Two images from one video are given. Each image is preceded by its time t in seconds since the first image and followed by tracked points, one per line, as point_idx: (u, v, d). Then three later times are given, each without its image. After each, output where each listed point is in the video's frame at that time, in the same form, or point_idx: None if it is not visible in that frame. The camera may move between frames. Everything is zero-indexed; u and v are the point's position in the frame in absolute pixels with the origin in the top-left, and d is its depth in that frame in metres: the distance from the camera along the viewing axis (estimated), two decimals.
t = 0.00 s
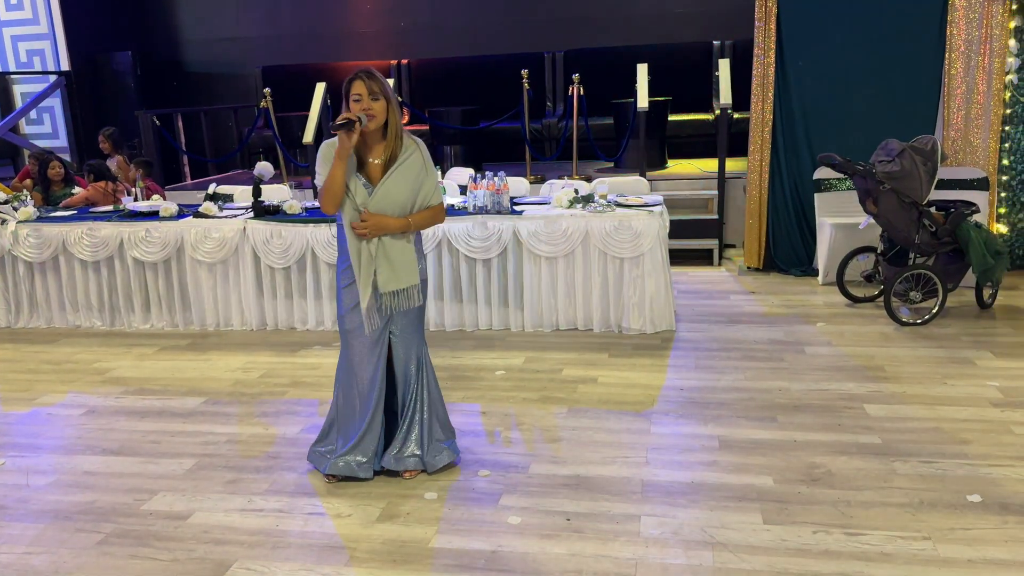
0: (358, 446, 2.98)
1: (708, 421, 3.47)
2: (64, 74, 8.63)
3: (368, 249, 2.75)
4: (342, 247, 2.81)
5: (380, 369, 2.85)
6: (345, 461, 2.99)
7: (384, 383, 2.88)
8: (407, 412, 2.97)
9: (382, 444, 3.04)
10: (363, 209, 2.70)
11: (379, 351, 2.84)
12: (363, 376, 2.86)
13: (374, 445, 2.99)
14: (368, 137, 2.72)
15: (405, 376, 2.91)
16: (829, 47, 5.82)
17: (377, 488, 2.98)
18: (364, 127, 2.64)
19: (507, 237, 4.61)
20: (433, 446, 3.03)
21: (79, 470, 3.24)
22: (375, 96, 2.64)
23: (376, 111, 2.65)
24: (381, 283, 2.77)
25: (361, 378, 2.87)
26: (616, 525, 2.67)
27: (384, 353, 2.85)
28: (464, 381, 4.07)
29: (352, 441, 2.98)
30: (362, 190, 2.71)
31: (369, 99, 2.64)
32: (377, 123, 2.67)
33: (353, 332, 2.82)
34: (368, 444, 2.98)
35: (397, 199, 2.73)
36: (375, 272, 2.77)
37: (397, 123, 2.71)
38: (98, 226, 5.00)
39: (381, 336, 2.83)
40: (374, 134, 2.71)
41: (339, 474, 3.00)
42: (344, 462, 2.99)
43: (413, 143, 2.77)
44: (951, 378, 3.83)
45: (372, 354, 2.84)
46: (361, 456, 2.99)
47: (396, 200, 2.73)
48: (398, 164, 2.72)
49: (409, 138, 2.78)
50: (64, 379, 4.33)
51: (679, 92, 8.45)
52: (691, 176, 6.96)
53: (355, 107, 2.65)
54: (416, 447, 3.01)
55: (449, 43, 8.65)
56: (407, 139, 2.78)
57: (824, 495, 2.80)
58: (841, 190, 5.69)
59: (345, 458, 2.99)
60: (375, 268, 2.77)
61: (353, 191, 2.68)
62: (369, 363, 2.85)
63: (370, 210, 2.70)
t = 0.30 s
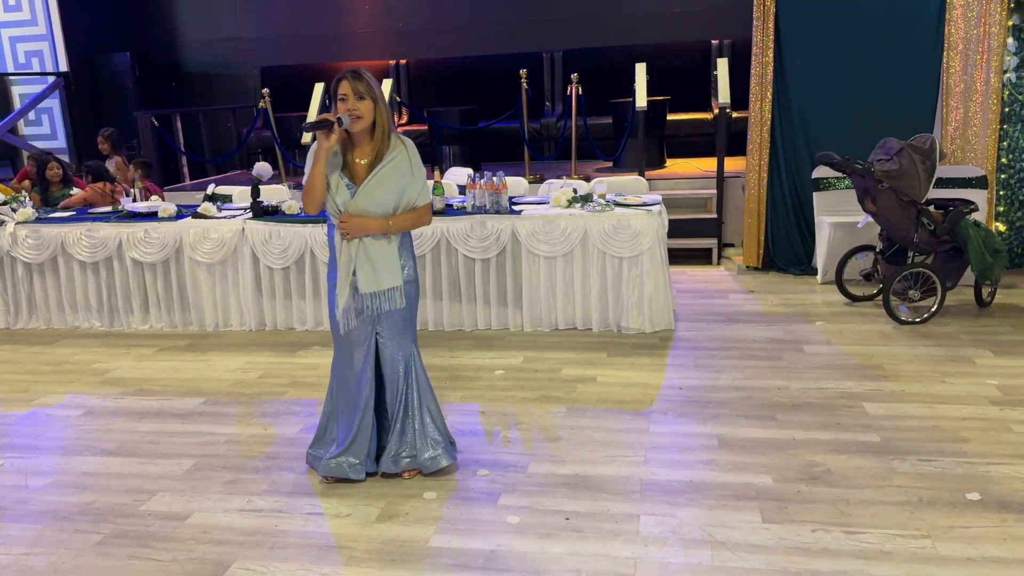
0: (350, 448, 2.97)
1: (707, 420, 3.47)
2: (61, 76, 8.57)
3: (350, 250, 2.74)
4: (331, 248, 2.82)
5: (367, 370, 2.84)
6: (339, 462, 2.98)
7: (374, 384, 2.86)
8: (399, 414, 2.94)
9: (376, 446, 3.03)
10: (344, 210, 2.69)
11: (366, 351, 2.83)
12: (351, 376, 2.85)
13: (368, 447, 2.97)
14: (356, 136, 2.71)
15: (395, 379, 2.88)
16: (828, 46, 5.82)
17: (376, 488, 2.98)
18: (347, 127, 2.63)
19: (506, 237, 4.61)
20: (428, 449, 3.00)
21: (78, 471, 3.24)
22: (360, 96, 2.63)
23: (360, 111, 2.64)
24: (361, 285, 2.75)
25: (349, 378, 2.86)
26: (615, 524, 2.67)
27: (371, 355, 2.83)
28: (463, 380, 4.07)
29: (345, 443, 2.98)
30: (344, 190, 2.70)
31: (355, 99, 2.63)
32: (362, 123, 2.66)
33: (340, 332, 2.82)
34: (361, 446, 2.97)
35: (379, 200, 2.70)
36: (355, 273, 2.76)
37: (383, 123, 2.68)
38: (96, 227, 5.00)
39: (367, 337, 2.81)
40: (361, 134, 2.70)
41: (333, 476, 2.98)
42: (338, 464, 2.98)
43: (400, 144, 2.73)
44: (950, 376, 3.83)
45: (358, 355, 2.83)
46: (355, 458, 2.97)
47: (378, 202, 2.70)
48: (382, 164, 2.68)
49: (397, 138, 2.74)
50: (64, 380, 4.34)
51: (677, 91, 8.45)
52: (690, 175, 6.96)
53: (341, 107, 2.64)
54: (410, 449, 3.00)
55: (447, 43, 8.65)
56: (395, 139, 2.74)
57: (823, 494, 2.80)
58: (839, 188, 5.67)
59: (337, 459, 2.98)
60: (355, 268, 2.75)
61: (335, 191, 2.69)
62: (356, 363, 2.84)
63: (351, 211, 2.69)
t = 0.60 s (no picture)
0: (337, 450, 2.97)
1: (705, 418, 3.47)
2: (60, 75, 8.61)
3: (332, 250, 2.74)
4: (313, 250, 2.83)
5: (351, 369, 2.84)
6: (327, 465, 2.96)
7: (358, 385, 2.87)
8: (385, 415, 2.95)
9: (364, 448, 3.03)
10: (324, 210, 2.70)
11: (349, 351, 2.83)
12: (336, 377, 2.86)
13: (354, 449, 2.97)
14: (337, 135, 2.72)
15: (380, 377, 2.89)
16: (825, 44, 5.83)
17: (374, 487, 2.97)
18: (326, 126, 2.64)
19: (505, 236, 4.60)
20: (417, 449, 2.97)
21: (76, 470, 3.24)
22: (340, 95, 2.63)
23: (340, 110, 2.64)
24: (342, 284, 2.74)
25: (334, 379, 2.87)
26: (613, 522, 2.67)
27: (355, 354, 2.84)
28: (462, 379, 4.07)
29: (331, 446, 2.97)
30: (324, 190, 2.71)
31: (334, 98, 2.64)
32: (341, 122, 2.66)
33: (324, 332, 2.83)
34: (348, 447, 2.97)
35: (358, 201, 2.70)
36: (335, 273, 2.75)
37: (364, 122, 2.69)
38: (94, 227, 4.99)
39: (351, 336, 2.82)
40: (342, 133, 2.71)
41: (321, 479, 2.97)
42: (325, 467, 2.96)
43: (381, 143, 2.73)
44: (948, 374, 3.83)
45: (343, 355, 2.84)
46: (342, 460, 2.97)
47: (357, 202, 2.70)
48: (362, 163, 2.68)
49: (379, 137, 2.73)
50: (62, 380, 4.33)
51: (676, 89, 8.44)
52: (689, 173, 6.96)
53: (321, 106, 2.65)
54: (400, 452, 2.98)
55: (445, 42, 8.65)
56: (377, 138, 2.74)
57: (822, 491, 2.80)
58: (840, 186, 5.70)
59: (324, 463, 2.97)
60: (335, 268, 2.75)
61: (315, 191, 2.70)
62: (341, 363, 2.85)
63: (330, 211, 2.69)
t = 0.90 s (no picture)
0: (325, 454, 2.96)
1: (704, 416, 3.47)
2: (58, 75, 8.61)
3: (318, 250, 2.73)
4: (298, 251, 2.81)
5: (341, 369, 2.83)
6: (317, 468, 2.97)
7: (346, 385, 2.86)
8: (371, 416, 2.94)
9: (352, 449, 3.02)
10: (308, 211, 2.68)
11: (338, 351, 2.82)
12: (323, 379, 2.84)
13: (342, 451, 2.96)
14: (319, 136, 2.71)
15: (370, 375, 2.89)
16: (824, 41, 5.82)
17: (372, 486, 2.97)
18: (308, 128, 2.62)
19: (503, 235, 4.59)
20: (409, 448, 2.98)
21: (74, 470, 3.24)
22: (320, 95, 2.62)
23: (321, 111, 2.63)
24: (331, 284, 2.74)
25: (322, 381, 2.85)
26: (611, 520, 2.67)
27: (343, 355, 2.83)
28: (460, 377, 4.07)
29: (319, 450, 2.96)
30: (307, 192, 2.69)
31: (315, 98, 2.62)
32: (322, 123, 2.65)
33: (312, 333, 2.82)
34: (336, 450, 2.97)
35: (343, 199, 2.69)
36: (323, 274, 2.74)
37: (345, 122, 2.68)
38: (92, 226, 4.99)
39: (340, 336, 2.81)
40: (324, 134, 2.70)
41: (313, 481, 2.97)
42: (315, 470, 2.96)
43: (364, 142, 2.73)
44: (947, 371, 3.84)
45: (332, 356, 2.82)
46: (331, 462, 2.97)
47: (342, 201, 2.69)
48: (345, 164, 2.68)
49: (361, 136, 2.73)
50: (61, 379, 4.33)
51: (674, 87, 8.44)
52: (687, 172, 6.96)
53: (301, 107, 2.63)
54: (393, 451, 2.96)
55: (443, 41, 8.64)
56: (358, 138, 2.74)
57: (820, 489, 2.80)
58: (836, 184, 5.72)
59: (313, 466, 2.96)
60: (323, 268, 2.74)
61: (298, 194, 2.68)
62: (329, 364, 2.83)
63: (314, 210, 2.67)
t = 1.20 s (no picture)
0: (329, 454, 2.95)
1: (702, 414, 3.47)
2: (55, 74, 8.57)
3: (315, 244, 2.72)
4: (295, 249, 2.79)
5: (342, 365, 2.82)
6: (322, 468, 2.97)
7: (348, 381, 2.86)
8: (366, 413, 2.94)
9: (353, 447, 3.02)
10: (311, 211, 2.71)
11: (340, 348, 2.81)
12: (325, 377, 2.83)
13: (344, 451, 2.96)
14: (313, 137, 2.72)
15: (369, 369, 2.88)
16: (821, 39, 5.82)
17: (371, 484, 2.97)
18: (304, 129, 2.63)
19: (502, 233, 4.59)
20: (396, 446, 3.00)
21: (73, 469, 3.24)
22: (314, 96, 2.63)
23: (315, 112, 2.64)
24: (333, 278, 2.72)
25: (323, 379, 2.84)
26: (610, 517, 2.67)
27: (345, 351, 2.82)
28: (459, 375, 4.08)
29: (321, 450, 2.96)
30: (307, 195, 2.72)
31: (308, 99, 2.63)
32: (317, 123, 2.67)
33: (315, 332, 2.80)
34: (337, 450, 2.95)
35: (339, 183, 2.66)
36: (324, 269, 2.73)
37: (339, 120, 2.69)
38: (90, 225, 4.99)
39: (341, 332, 2.80)
40: (319, 134, 2.71)
41: (316, 480, 2.98)
42: (319, 471, 2.97)
43: (359, 136, 2.73)
44: (945, 368, 3.84)
45: (334, 353, 2.81)
46: (334, 461, 2.97)
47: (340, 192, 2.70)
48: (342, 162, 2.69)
49: (356, 132, 2.74)
50: (59, 378, 4.33)
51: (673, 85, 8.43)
52: (686, 169, 6.96)
53: (296, 108, 2.65)
54: (382, 448, 2.98)
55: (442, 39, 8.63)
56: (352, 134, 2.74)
57: (818, 486, 2.81)
58: (834, 182, 5.69)
59: (318, 467, 2.97)
60: (323, 263, 2.73)
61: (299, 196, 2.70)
62: (331, 362, 2.82)
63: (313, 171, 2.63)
